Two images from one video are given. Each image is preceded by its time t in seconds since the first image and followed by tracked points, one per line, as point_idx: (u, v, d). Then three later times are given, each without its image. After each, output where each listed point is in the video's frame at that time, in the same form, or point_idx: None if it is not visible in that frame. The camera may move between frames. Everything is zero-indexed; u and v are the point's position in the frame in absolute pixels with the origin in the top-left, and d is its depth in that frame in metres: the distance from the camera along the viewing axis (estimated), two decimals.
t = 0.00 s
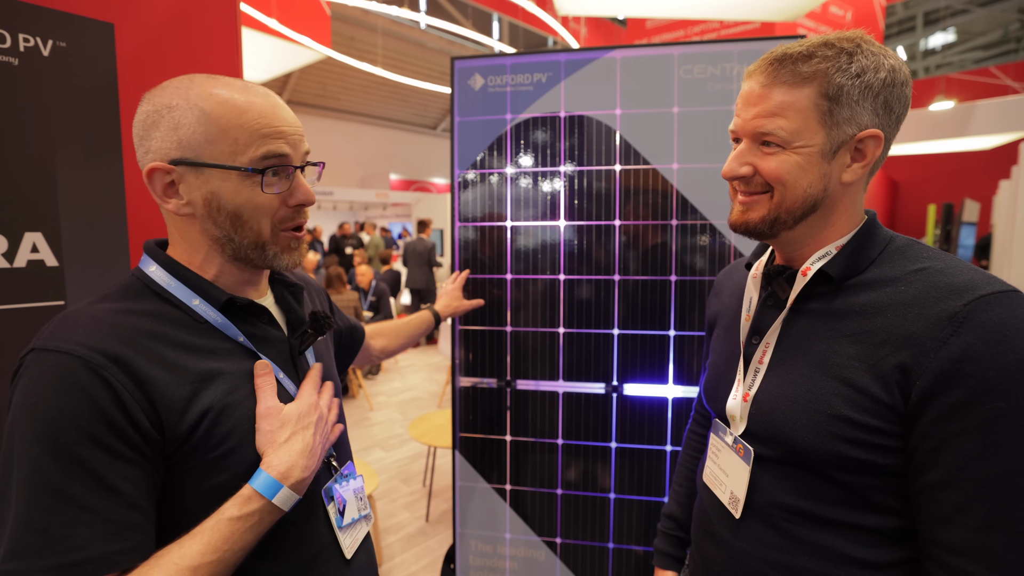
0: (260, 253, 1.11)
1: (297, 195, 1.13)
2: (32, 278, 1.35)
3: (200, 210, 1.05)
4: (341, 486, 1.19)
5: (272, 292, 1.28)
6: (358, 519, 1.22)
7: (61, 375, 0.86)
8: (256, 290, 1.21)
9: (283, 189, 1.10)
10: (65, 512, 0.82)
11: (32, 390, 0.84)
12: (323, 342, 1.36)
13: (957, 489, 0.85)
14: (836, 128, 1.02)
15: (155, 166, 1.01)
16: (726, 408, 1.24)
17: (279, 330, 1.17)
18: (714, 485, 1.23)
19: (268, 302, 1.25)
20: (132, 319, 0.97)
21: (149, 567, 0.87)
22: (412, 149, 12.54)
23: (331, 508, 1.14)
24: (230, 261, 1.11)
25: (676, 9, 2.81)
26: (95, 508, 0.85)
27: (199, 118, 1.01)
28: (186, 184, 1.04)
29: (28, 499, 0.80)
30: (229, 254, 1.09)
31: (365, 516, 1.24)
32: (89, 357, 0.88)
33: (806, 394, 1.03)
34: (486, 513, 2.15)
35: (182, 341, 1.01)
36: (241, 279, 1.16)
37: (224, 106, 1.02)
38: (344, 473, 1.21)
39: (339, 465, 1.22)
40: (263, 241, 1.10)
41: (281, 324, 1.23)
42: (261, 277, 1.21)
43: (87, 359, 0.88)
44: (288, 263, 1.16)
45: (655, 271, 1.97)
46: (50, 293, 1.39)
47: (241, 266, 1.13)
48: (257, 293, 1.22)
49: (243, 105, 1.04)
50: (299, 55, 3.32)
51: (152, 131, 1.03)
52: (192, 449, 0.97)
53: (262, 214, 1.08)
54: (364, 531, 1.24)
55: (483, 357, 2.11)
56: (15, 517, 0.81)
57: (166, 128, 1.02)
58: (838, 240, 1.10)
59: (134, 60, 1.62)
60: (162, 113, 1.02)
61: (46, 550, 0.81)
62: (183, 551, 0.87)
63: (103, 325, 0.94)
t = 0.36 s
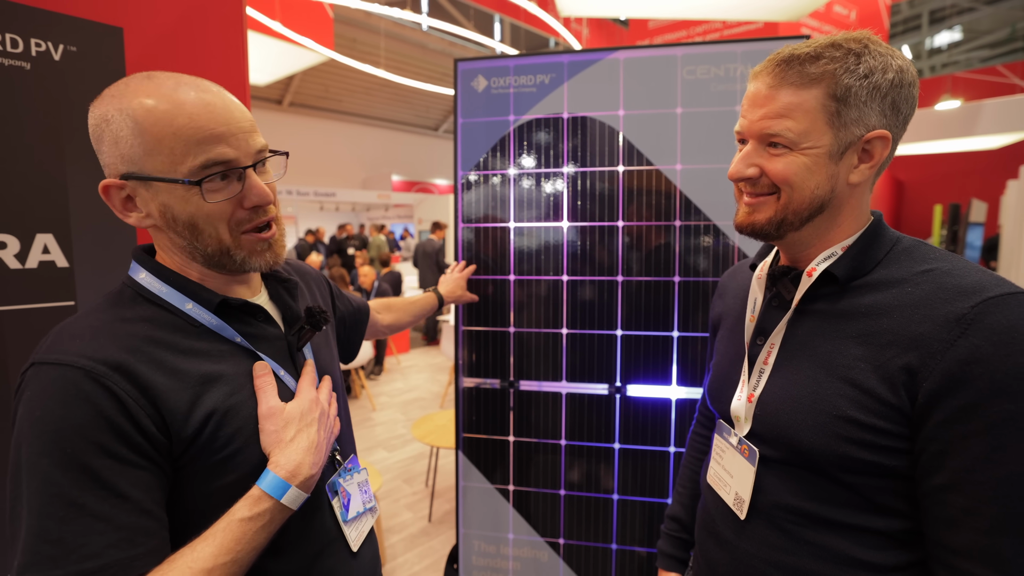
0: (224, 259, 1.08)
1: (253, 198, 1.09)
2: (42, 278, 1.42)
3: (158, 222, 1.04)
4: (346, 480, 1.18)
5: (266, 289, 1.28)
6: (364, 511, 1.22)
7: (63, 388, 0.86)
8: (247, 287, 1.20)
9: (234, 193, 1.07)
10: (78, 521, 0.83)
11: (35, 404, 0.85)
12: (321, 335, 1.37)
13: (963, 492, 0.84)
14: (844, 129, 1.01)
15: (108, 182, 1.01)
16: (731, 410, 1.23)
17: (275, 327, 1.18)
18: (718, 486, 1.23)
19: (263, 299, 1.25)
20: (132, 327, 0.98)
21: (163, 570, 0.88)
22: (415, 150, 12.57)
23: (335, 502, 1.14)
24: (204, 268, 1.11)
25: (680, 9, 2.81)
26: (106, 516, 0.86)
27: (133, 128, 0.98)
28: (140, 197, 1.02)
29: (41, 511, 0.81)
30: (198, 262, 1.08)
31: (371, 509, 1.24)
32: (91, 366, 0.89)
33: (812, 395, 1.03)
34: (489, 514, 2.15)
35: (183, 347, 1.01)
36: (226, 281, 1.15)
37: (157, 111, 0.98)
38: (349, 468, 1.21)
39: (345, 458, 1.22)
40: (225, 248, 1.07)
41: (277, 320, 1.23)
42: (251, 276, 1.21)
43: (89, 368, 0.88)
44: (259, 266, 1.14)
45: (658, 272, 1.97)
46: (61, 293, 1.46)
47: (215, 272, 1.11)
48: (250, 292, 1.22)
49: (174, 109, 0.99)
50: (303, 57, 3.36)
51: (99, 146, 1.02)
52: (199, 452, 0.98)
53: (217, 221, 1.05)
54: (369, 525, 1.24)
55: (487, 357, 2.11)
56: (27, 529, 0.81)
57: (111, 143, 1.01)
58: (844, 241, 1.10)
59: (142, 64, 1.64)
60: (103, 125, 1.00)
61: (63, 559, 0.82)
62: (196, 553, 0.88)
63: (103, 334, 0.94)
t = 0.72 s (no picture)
0: (223, 255, 1.04)
1: (262, 195, 1.05)
2: (49, 278, 1.43)
3: (159, 212, 1.00)
4: (339, 496, 1.18)
5: (267, 295, 1.26)
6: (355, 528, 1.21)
7: (61, 383, 0.82)
8: (246, 288, 1.17)
9: (242, 187, 1.03)
10: (82, 524, 0.80)
11: (29, 400, 0.80)
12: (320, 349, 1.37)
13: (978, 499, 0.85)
14: (829, 109, 1.03)
15: (116, 166, 0.97)
16: (736, 414, 1.23)
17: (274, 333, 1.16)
18: (724, 491, 1.23)
19: (264, 304, 1.23)
20: (128, 323, 0.94)
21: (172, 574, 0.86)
22: (418, 151, 12.58)
23: (327, 519, 1.13)
24: (204, 264, 1.07)
25: (683, 10, 2.81)
26: (114, 518, 0.82)
27: (146, 115, 0.96)
28: (146, 184, 0.99)
29: (41, 515, 0.77)
30: (199, 255, 1.04)
31: (362, 526, 1.23)
32: (88, 362, 0.85)
33: (821, 402, 1.03)
34: (493, 514, 2.15)
35: (181, 345, 0.98)
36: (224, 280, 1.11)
37: (170, 100, 0.96)
38: (341, 483, 1.21)
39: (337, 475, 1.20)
40: (226, 242, 1.03)
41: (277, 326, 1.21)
42: (251, 279, 1.18)
43: (87, 364, 0.85)
44: (258, 266, 1.09)
45: (662, 272, 1.97)
46: (67, 293, 1.47)
47: (216, 268, 1.08)
48: (250, 294, 1.19)
49: (189, 100, 0.97)
50: (307, 58, 3.36)
51: (113, 131, 0.99)
52: (199, 452, 0.95)
53: (220, 214, 1.01)
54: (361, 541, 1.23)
55: (491, 358, 2.11)
56: (21, 535, 0.76)
57: (124, 128, 0.98)
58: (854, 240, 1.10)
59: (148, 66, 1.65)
60: (115, 112, 0.98)
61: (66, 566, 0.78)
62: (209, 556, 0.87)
63: (99, 330, 0.91)
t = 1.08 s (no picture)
0: (209, 233, 0.97)
1: (239, 160, 0.98)
2: (50, 278, 1.44)
3: (127, 199, 0.91)
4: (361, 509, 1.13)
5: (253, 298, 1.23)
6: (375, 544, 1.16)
7: (72, 393, 0.71)
8: (230, 283, 1.09)
9: (216, 154, 0.96)
10: (120, 554, 0.70)
11: (30, 418, 0.68)
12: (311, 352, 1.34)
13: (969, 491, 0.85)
14: (810, 119, 1.04)
15: (64, 155, 0.87)
16: (735, 413, 1.24)
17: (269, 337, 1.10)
18: (724, 490, 1.24)
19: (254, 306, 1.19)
20: (135, 327, 0.84)
21: None
22: (418, 151, 12.59)
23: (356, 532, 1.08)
24: (185, 253, 0.99)
25: (684, 12, 2.82)
26: (153, 543, 0.72)
27: (91, 87, 0.86)
28: (104, 171, 0.89)
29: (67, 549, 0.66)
30: (180, 241, 0.96)
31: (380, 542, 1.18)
32: (102, 368, 0.75)
33: (816, 399, 1.03)
34: (494, 514, 2.16)
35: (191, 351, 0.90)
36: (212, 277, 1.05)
37: (118, 66, 0.87)
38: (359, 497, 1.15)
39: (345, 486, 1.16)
40: (209, 218, 0.96)
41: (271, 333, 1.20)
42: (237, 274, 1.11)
43: (102, 370, 0.74)
44: (249, 239, 1.03)
45: (663, 273, 1.98)
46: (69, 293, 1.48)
47: (201, 254, 1.00)
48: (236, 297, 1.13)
49: (136, 63, 0.88)
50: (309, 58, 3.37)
51: (52, 118, 0.89)
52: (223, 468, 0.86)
53: (197, 188, 0.94)
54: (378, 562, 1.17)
55: (493, 358, 2.11)
56: None
57: (63, 112, 0.88)
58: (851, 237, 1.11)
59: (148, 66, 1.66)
60: (55, 93, 0.88)
61: None
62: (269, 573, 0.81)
63: (105, 332, 0.80)
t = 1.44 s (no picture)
0: (201, 261, 0.86)
1: (259, 186, 0.89)
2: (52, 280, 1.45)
3: (104, 194, 0.78)
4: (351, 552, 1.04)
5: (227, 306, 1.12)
6: None
7: None
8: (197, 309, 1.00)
9: (239, 175, 0.86)
10: None
11: None
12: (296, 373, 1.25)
13: (957, 494, 0.85)
14: (819, 110, 1.05)
15: (29, 121, 0.71)
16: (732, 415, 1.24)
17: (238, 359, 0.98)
18: (721, 491, 1.24)
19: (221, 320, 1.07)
20: (45, 390, 0.71)
21: None
22: (419, 151, 12.60)
23: None
24: (151, 270, 0.86)
25: (684, 12, 2.83)
26: None
27: (110, 52, 0.73)
28: (84, 154, 0.75)
29: None
30: (160, 260, 0.84)
31: None
32: None
33: (811, 402, 1.04)
34: (495, 514, 2.16)
35: (121, 407, 0.77)
36: (175, 299, 0.92)
37: (161, 41, 0.76)
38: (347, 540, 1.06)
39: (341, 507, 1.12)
40: (207, 244, 0.86)
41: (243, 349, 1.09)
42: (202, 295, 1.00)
43: None
44: (243, 275, 0.93)
45: (663, 274, 1.98)
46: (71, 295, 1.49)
47: (173, 277, 0.88)
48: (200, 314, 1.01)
49: (176, 50, 0.77)
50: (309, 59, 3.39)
51: (27, 65, 0.72)
52: (161, 547, 0.76)
53: (206, 208, 0.83)
54: None
55: (494, 358, 2.12)
56: None
57: (57, 65, 0.72)
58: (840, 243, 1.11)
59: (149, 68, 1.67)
60: (45, 35, 0.72)
61: None
62: None
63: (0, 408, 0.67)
